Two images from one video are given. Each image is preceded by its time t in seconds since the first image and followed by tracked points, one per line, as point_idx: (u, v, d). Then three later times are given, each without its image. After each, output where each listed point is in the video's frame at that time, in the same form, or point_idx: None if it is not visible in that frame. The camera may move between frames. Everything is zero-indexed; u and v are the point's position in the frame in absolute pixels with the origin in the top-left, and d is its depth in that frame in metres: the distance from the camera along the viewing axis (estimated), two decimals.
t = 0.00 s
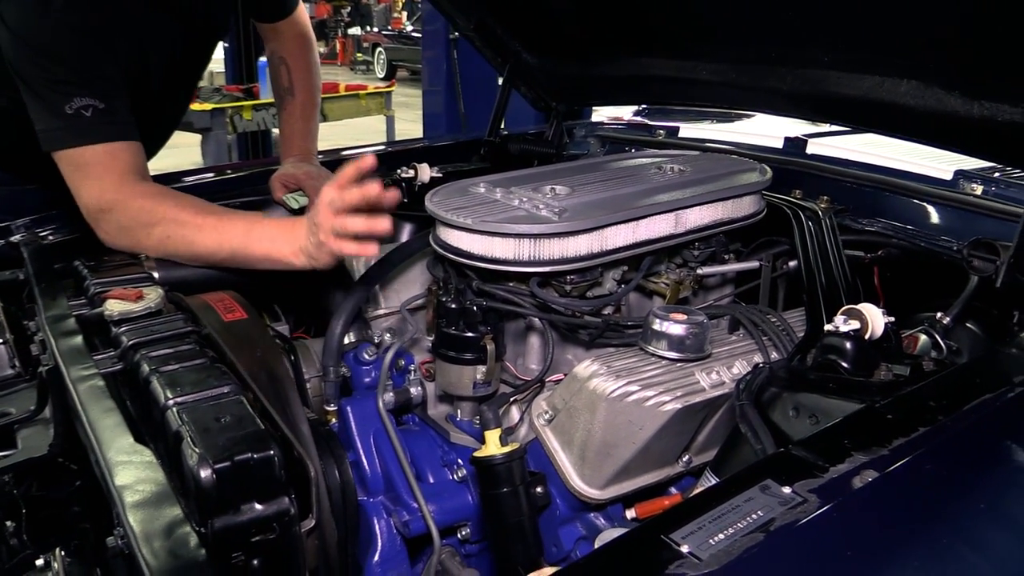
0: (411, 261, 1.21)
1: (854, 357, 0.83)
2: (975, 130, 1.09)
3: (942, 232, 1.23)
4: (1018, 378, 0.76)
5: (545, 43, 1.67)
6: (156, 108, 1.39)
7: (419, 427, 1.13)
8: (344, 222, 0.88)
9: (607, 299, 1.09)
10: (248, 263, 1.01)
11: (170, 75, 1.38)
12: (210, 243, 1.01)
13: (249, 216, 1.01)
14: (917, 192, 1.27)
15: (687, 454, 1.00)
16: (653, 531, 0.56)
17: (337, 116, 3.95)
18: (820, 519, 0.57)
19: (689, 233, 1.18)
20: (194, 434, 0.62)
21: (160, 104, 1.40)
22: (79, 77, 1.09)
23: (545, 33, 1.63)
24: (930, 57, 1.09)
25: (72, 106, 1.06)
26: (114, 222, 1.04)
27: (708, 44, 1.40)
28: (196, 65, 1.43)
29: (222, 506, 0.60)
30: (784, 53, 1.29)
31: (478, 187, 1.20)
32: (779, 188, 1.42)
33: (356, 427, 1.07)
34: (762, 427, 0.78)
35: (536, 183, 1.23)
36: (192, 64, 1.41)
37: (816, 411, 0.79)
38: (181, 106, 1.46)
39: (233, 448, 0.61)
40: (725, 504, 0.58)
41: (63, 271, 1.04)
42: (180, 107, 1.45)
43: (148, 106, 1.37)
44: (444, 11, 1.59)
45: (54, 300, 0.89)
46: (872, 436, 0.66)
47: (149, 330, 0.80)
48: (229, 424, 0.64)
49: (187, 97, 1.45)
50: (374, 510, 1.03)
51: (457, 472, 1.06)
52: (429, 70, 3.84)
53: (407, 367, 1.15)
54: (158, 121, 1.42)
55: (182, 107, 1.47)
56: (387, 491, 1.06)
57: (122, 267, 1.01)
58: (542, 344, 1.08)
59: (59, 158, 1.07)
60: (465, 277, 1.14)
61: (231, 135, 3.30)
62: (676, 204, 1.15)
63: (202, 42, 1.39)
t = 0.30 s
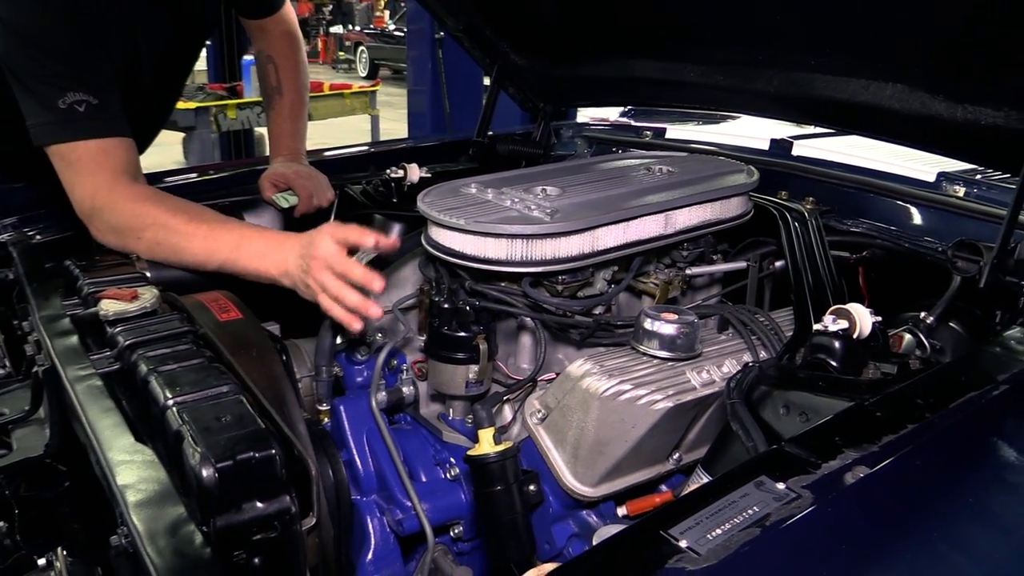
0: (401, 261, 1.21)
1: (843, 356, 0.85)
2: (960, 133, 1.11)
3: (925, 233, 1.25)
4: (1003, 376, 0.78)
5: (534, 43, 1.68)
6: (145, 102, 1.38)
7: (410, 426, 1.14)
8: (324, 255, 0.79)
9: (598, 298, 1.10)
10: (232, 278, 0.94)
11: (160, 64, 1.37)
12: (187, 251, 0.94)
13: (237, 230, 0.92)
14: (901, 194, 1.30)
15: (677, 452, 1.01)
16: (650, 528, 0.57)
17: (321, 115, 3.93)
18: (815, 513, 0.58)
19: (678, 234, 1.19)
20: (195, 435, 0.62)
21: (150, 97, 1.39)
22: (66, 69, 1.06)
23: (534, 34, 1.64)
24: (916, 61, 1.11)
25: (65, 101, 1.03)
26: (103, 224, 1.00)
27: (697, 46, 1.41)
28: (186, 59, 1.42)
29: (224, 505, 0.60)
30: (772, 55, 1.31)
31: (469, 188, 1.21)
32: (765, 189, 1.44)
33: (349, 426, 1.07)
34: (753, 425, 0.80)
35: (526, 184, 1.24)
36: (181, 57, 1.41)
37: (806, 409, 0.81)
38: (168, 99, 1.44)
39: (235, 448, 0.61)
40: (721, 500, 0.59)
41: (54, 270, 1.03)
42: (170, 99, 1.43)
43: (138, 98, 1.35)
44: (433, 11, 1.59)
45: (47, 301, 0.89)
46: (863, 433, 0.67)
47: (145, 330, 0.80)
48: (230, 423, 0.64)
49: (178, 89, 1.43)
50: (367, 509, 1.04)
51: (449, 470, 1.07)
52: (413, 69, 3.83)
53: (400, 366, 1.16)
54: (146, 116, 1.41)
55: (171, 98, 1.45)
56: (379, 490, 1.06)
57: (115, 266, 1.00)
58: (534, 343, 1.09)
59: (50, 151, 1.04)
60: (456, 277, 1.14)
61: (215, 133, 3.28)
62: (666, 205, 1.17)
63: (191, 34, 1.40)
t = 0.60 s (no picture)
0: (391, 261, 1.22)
1: (831, 355, 0.87)
2: (941, 137, 1.14)
3: (906, 235, 1.28)
4: (985, 373, 0.81)
5: (520, 45, 1.69)
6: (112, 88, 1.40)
7: (401, 426, 1.14)
8: (262, 216, 0.94)
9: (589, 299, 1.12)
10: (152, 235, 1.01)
11: (135, 56, 1.43)
12: (109, 210, 1.01)
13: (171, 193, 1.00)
14: (883, 197, 1.33)
15: (667, 450, 1.03)
16: (649, 522, 0.58)
17: (303, 115, 3.91)
18: (807, 507, 0.60)
19: (666, 235, 1.21)
20: (196, 433, 0.63)
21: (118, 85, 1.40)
22: (54, 66, 1.11)
23: (521, 36, 1.66)
24: (898, 67, 1.14)
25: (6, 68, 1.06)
26: (26, 185, 1.03)
27: (683, 51, 1.43)
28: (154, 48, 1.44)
29: (226, 503, 0.60)
30: (756, 60, 1.33)
31: (459, 189, 1.22)
32: (749, 191, 1.46)
33: (340, 425, 1.08)
34: (743, 422, 0.81)
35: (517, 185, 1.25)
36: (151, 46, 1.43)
37: (795, 407, 0.82)
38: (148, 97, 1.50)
39: (236, 446, 0.62)
40: (717, 495, 0.61)
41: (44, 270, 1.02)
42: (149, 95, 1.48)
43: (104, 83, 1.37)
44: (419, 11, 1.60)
45: (39, 302, 0.88)
46: (852, 430, 0.69)
47: (141, 329, 0.80)
48: (230, 422, 0.65)
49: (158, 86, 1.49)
50: (360, 508, 1.04)
51: (441, 469, 1.07)
52: (397, 70, 3.83)
53: (390, 366, 1.16)
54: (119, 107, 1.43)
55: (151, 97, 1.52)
56: (370, 489, 1.07)
57: (107, 266, 1.00)
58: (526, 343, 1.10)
59: None
60: (447, 277, 1.15)
61: (196, 133, 3.25)
62: (654, 206, 1.18)
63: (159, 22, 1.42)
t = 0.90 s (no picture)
0: (385, 263, 1.23)
1: (826, 348, 0.89)
2: (928, 136, 1.17)
3: (893, 232, 1.30)
4: (977, 365, 0.83)
5: (508, 47, 1.70)
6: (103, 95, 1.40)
7: (399, 426, 1.15)
8: None
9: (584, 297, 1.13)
10: None
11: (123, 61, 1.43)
12: None
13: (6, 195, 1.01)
14: (868, 195, 1.35)
15: (664, 446, 1.04)
16: (661, 513, 0.59)
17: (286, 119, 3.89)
18: (812, 496, 0.62)
19: (657, 234, 1.22)
20: (206, 435, 0.63)
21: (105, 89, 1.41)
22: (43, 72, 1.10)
23: (509, 38, 1.67)
24: (885, 67, 1.16)
25: None
26: None
27: (673, 52, 1.45)
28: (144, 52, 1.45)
29: (240, 503, 0.61)
30: (745, 61, 1.35)
31: (453, 190, 1.22)
32: (737, 190, 1.48)
33: (339, 427, 1.08)
34: (741, 416, 0.83)
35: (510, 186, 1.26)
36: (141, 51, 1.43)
37: (793, 400, 0.84)
38: (133, 102, 1.56)
39: (247, 446, 0.62)
40: (725, 485, 0.62)
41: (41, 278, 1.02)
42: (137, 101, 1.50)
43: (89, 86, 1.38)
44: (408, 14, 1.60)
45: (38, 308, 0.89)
46: (851, 421, 0.71)
47: (144, 333, 0.80)
48: (240, 423, 0.65)
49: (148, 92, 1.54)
50: (360, 509, 1.04)
51: (441, 469, 1.08)
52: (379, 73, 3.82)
53: (387, 367, 1.17)
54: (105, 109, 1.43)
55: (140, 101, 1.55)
56: (370, 490, 1.07)
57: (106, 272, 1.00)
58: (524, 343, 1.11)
59: None
60: (444, 278, 1.16)
61: (179, 137, 3.23)
62: (646, 206, 1.20)
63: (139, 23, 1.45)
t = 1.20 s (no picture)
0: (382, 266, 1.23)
1: (822, 342, 0.91)
2: (916, 134, 1.19)
3: (881, 228, 1.33)
4: (970, 355, 0.85)
5: (498, 50, 1.71)
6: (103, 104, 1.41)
7: (398, 427, 1.15)
8: None
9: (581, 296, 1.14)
10: None
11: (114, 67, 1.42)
12: None
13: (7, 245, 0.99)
14: (856, 192, 1.38)
15: (663, 441, 1.06)
16: (671, 503, 0.60)
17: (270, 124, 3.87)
18: (817, 485, 0.63)
19: (651, 233, 1.24)
20: (218, 435, 0.63)
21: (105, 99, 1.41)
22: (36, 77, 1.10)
23: (499, 41, 1.67)
24: (873, 66, 1.18)
25: None
26: None
27: (663, 54, 1.47)
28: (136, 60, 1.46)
29: (253, 502, 0.61)
30: (734, 61, 1.37)
31: (449, 192, 1.23)
32: (727, 189, 1.50)
33: (339, 428, 1.09)
34: (741, 409, 0.84)
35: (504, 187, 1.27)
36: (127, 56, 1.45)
37: (793, 393, 0.86)
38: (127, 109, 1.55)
39: (260, 446, 0.63)
40: (732, 476, 0.64)
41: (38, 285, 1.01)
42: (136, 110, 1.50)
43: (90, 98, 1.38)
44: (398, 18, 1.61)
45: (39, 311, 0.89)
46: (852, 411, 0.72)
47: (150, 336, 0.80)
48: (251, 423, 0.65)
49: (139, 102, 1.55)
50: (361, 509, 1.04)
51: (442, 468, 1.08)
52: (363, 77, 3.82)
53: (386, 368, 1.17)
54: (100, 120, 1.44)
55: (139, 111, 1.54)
56: (372, 491, 1.08)
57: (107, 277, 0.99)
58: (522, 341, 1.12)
59: None
60: (441, 279, 1.17)
61: (162, 143, 3.19)
62: (640, 205, 1.21)
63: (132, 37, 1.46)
